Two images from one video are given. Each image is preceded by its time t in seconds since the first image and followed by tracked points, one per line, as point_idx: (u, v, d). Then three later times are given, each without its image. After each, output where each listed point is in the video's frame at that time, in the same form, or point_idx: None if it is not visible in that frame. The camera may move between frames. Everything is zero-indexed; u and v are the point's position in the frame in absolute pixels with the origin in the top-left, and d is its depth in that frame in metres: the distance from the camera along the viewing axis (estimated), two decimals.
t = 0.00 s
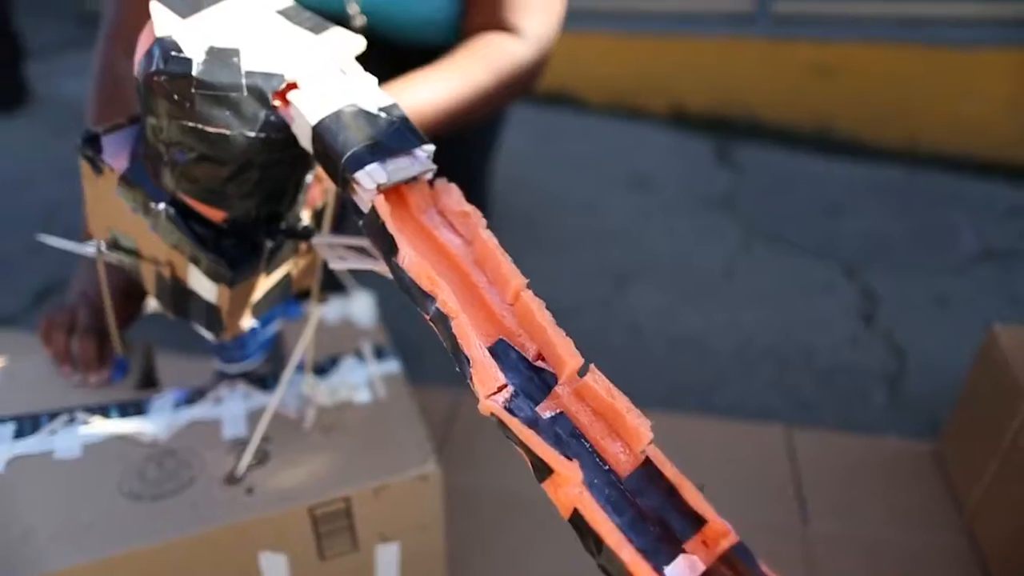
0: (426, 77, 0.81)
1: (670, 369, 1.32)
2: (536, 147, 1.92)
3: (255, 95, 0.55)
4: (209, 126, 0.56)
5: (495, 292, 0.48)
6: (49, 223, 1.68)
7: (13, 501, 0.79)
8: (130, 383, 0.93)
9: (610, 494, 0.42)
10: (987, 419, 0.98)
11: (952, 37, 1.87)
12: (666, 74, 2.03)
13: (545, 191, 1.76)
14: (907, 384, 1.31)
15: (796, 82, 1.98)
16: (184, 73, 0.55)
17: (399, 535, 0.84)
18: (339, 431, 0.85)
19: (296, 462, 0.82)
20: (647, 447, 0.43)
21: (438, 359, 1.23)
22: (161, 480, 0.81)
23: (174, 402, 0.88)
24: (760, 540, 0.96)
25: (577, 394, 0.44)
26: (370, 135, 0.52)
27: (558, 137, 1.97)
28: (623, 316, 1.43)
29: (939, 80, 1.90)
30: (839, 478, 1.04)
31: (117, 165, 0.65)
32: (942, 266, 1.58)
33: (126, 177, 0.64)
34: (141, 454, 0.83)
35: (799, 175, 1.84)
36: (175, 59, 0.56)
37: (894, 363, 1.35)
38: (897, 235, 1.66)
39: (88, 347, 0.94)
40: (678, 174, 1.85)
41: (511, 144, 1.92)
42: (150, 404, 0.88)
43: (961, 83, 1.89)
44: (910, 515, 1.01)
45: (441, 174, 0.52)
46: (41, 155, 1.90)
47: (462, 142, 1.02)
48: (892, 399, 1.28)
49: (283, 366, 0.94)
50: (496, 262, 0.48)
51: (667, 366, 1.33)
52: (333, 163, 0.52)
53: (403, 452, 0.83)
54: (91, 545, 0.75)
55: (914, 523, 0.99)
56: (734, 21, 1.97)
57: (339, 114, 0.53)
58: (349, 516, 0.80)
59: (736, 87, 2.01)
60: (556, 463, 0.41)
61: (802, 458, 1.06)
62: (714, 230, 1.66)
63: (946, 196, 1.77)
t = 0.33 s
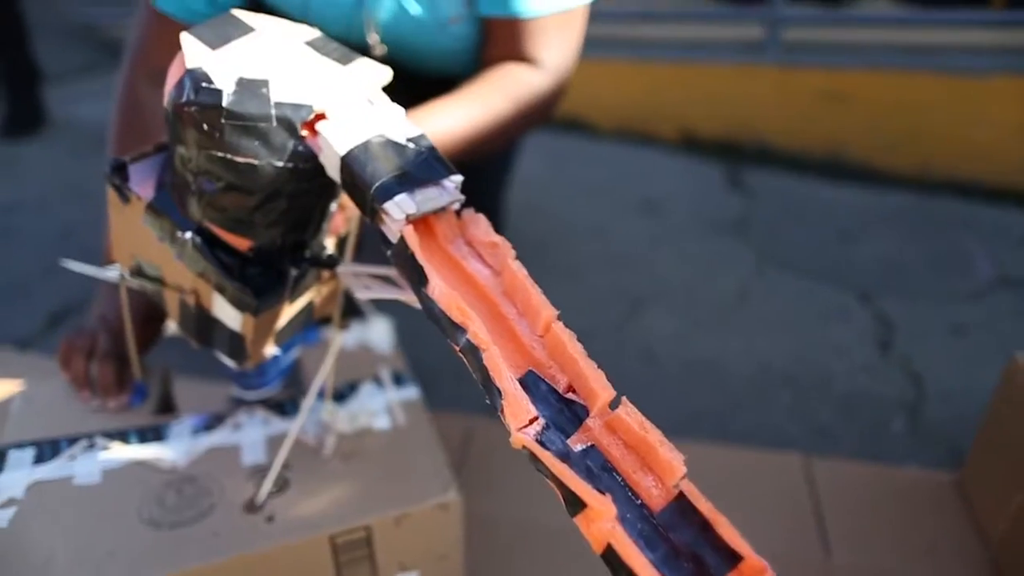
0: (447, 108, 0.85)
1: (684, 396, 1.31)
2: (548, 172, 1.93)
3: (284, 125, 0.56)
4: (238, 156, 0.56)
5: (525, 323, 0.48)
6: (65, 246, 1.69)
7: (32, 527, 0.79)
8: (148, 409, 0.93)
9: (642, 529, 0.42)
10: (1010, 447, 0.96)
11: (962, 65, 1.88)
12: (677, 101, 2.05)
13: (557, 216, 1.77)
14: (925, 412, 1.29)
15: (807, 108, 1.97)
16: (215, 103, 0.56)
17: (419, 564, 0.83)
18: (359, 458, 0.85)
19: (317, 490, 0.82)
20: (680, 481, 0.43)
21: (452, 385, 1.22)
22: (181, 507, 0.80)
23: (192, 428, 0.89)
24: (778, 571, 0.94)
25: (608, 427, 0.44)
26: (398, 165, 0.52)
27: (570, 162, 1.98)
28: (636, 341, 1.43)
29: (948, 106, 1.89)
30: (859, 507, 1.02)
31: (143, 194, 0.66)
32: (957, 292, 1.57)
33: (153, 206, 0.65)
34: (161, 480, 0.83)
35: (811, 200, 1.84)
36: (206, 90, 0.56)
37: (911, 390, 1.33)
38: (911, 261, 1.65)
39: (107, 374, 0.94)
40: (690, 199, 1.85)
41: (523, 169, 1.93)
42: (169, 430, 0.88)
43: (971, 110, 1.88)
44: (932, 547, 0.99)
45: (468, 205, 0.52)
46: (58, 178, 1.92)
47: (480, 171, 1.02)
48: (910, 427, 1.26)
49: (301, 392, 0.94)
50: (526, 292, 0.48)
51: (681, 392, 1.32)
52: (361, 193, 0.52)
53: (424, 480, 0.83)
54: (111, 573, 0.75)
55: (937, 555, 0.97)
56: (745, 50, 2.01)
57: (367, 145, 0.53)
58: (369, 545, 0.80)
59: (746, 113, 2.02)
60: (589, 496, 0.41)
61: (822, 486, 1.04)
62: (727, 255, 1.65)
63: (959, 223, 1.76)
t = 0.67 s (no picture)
0: (467, 132, 0.86)
1: (699, 421, 1.30)
2: (560, 197, 1.94)
3: (314, 153, 0.56)
4: (267, 183, 0.57)
5: (556, 352, 0.48)
6: (78, 268, 1.70)
7: (49, 552, 0.79)
8: (165, 433, 0.92)
9: (676, 561, 0.41)
10: None
11: (973, 91, 1.90)
12: (688, 126, 2.06)
13: (569, 241, 1.77)
14: (942, 439, 1.28)
15: (817, 134, 1.99)
16: (246, 130, 0.56)
17: None
18: (377, 485, 0.85)
19: (335, 517, 0.81)
20: (714, 512, 0.42)
21: (467, 411, 1.22)
22: (197, 533, 0.80)
23: (209, 451, 0.89)
24: None
25: (641, 457, 0.44)
26: (426, 193, 0.52)
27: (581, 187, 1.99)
28: (649, 366, 1.42)
29: (959, 132, 1.91)
30: (879, 537, 1.01)
31: (171, 219, 0.66)
32: (972, 318, 1.56)
33: (179, 231, 0.65)
34: (178, 504, 0.83)
35: (823, 226, 1.85)
36: (237, 117, 0.57)
37: (927, 418, 1.32)
38: (925, 286, 1.65)
39: (125, 398, 0.91)
40: (702, 224, 1.85)
41: (535, 194, 1.94)
42: (185, 454, 0.88)
43: (982, 135, 1.89)
44: None
45: (497, 233, 0.53)
46: (72, 201, 1.93)
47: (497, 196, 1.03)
48: (927, 455, 1.25)
49: (318, 417, 0.94)
50: (557, 321, 0.48)
51: (696, 418, 1.31)
52: (391, 220, 0.52)
53: (442, 507, 0.83)
54: None
55: None
56: (751, 75, 2.03)
57: (396, 172, 0.53)
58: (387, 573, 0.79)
59: (756, 138, 2.03)
60: (624, 527, 0.40)
61: (841, 515, 1.03)
62: (739, 280, 1.65)
63: (972, 249, 1.76)
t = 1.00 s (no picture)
0: (488, 159, 0.87)
1: (713, 449, 1.30)
2: (570, 223, 1.95)
3: (345, 181, 0.57)
4: (298, 211, 0.58)
5: (587, 385, 0.48)
6: (90, 292, 1.70)
7: None
8: (178, 455, 0.91)
9: None
10: None
11: (979, 119, 1.89)
12: (695, 152, 2.09)
13: (580, 267, 1.78)
14: (958, 469, 1.28)
15: (824, 160, 2.01)
16: (278, 158, 0.57)
17: None
18: (392, 510, 0.85)
19: (349, 543, 0.81)
20: (748, 548, 0.42)
21: (480, 438, 1.22)
22: (212, 557, 0.80)
23: (223, 474, 0.88)
24: None
25: (673, 491, 0.44)
26: (457, 222, 0.53)
27: (591, 212, 2.00)
28: (662, 392, 1.42)
29: (968, 160, 1.92)
30: (899, 569, 1.00)
31: (199, 244, 0.67)
32: (985, 345, 1.56)
33: (206, 256, 0.66)
34: (192, 527, 0.83)
35: (833, 253, 1.85)
36: (270, 145, 0.57)
37: (943, 447, 1.32)
38: (936, 314, 1.65)
39: (141, 420, 0.93)
40: (712, 250, 1.86)
41: (545, 220, 1.95)
42: (199, 476, 0.88)
43: (992, 162, 1.90)
44: None
45: (527, 264, 0.53)
46: (86, 225, 1.94)
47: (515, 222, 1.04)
48: (944, 486, 1.25)
49: (333, 441, 0.94)
50: (587, 353, 0.48)
51: (710, 445, 1.30)
52: (421, 251, 0.53)
53: (457, 535, 0.83)
54: None
55: None
56: (759, 100, 2.04)
57: (427, 202, 0.54)
58: None
59: (764, 164, 2.05)
60: (656, 562, 0.41)
61: (859, 546, 1.02)
62: (750, 306, 1.65)
63: (983, 275, 1.76)
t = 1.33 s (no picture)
0: (504, 184, 0.88)
1: (726, 475, 1.29)
2: (579, 246, 1.96)
3: (369, 210, 0.57)
4: (321, 238, 0.58)
5: (613, 414, 0.48)
6: (100, 314, 1.71)
7: None
8: (192, 479, 0.92)
9: None
10: None
11: (984, 143, 1.90)
12: (704, 176, 2.10)
13: (589, 291, 1.78)
14: (974, 496, 1.27)
15: (829, 184, 2.02)
16: (303, 186, 0.57)
17: None
18: (408, 536, 0.84)
19: (366, 569, 0.81)
20: None
21: (491, 463, 1.21)
22: None
23: (237, 498, 0.88)
24: None
25: (700, 521, 0.45)
26: (480, 250, 0.53)
27: (599, 236, 2.01)
28: (673, 416, 1.41)
29: (975, 184, 1.92)
30: None
31: (220, 269, 0.67)
32: (998, 369, 1.55)
33: (227, 282, 0.66)
34: (207, 553, 0.82)
35: (842, 276, 1.85)
36: (294, 173, 0.58)
37: (959, 473, 1.31)
38: (948, 337, 1.64)
39: (169, 424, 0.92)
40: (721, 274, 1.86)
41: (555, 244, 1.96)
42: (213, 501, 0.87)
43: (999, 185, 1.90)
44: None
45: (550, 292, 0.53)
46: (96, 247, 1.96)
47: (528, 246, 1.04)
48: (961, 512, 1.24)
49: (347, 466, 0.94)
50: (613, 383, 0.48)
51: (723, 471, 1.30)
52: (445, 279, 0.53)
53: (474, 562, 0.82)
54: None
55: None
56: (768, 123, 2.05)
57: (450, 230, 0.54)
58: None
59: (770, 188, 2.06)
60: None
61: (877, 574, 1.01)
62: (761, 330, 1.65)
63: (994, 298, 1.76)
